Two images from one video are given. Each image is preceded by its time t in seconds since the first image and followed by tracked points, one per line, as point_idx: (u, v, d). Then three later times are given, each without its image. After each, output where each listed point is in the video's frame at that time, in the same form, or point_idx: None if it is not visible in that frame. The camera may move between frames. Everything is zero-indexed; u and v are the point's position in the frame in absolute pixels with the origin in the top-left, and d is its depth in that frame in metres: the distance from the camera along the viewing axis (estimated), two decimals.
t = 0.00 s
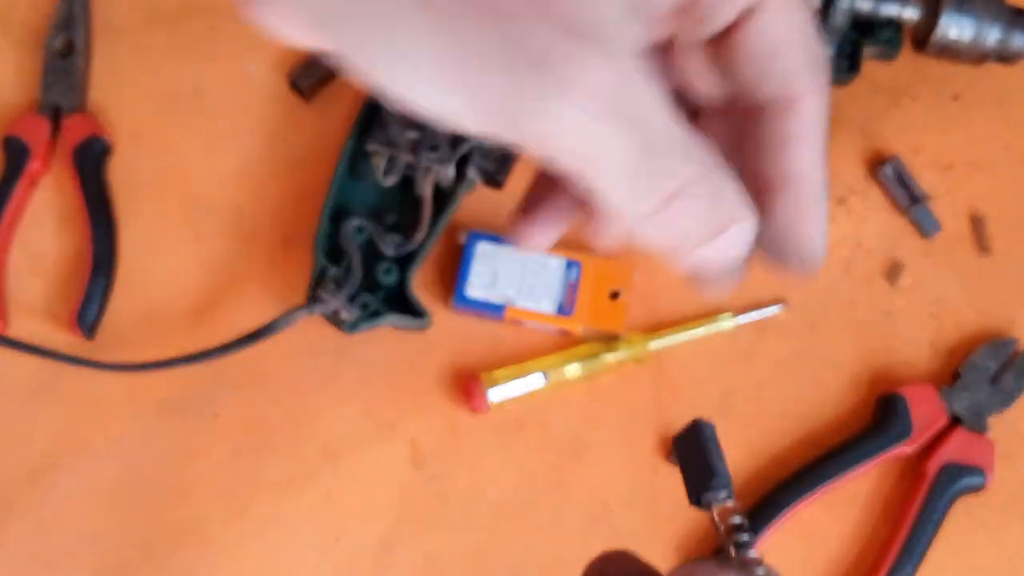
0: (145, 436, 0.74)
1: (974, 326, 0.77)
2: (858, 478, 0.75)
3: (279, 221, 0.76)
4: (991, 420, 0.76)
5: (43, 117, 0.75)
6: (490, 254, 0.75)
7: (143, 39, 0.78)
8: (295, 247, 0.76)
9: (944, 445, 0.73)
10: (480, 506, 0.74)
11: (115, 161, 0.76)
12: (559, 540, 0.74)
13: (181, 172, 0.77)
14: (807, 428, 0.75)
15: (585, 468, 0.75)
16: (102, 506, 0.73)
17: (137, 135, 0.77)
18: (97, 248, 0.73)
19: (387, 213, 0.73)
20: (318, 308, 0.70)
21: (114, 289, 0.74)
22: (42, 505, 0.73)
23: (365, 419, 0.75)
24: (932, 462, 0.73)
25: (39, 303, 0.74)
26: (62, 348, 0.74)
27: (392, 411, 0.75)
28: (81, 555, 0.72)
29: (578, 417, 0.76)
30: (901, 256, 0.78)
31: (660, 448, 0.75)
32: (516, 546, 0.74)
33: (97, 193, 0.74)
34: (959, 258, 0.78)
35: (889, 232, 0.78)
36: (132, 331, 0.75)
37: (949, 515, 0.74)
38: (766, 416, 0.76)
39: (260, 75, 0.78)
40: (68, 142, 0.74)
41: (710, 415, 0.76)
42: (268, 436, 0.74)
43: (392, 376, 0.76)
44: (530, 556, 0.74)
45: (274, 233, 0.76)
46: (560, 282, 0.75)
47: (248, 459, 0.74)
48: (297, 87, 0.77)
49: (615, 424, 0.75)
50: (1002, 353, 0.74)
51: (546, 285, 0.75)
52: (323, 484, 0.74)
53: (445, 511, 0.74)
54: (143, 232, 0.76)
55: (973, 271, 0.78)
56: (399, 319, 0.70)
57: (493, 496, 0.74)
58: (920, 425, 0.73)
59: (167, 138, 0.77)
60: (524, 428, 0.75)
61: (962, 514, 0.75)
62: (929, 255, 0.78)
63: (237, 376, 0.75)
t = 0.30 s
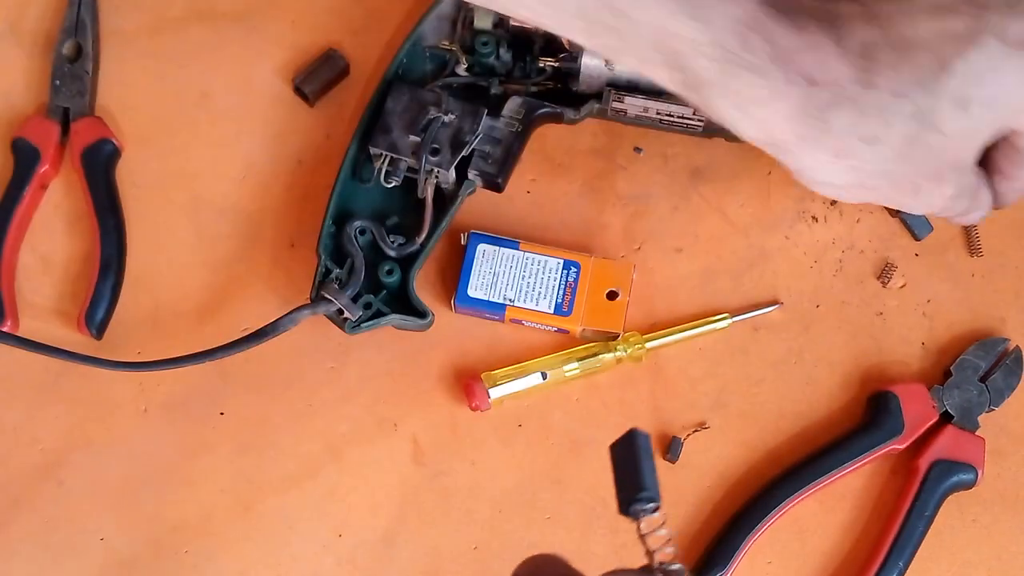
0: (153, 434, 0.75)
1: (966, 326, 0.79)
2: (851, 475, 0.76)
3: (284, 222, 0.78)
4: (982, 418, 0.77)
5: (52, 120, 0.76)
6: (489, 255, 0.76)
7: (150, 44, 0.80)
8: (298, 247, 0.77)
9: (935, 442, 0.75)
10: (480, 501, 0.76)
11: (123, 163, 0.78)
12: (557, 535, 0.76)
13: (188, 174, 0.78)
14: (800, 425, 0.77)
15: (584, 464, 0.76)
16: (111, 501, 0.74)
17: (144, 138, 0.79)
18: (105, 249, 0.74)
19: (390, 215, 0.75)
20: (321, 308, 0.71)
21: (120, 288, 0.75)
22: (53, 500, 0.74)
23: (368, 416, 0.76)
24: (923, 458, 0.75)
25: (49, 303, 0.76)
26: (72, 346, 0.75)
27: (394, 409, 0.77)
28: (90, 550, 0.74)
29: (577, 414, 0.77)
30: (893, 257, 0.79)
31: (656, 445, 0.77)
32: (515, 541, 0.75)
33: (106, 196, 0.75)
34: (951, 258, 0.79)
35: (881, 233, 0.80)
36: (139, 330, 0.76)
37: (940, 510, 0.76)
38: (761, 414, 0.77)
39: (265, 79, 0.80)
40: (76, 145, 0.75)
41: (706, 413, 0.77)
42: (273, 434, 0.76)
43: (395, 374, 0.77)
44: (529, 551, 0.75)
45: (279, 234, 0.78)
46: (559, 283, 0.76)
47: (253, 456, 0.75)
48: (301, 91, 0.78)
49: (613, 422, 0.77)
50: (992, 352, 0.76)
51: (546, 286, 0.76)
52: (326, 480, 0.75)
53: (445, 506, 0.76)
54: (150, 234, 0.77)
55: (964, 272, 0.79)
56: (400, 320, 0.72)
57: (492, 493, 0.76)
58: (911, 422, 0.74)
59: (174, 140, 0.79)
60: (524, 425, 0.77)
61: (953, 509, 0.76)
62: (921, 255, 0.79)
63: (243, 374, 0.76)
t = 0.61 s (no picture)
0: (154, 433, 0.76)
1: (963, 326, 0.79)
2: (849, 474, 0.77)
3: (285, 222, 0.78)
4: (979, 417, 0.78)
5: (54, 121, 0.76)
6: (489, 255, 0.77)
7: (152, 45, 0.80)
8: (299, 247, 0.78)
9: (933, 441, 0.75)
10: (479, 500, 0.76)
11: (125, 164, 0.79)
12: (557, 534, 0.76)
13: (189, 174, 0.79)
14: (799, 424, 0.77)
15: (583, 463, 0.77)
16: (112, 500, 0.75)
17: (146, 139, 0.79)
18: (108, 249, 0.74)
19: (391, 215, 0.75)
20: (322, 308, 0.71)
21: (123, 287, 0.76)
22: (55, 499, 0.75)
23: (368, 416, 0.77)
24: (920, 457, 0.75)
25: (51, 303, 0.76)
26: (74, 346, 0.76)
27: (394, 408, 0.77)
28: (92, 549, 0.74)
29: (576, 414, 0.77)
30: (891, 257, 0.80)
31: (655, 445, 0.77)
32: (515, 539, 0.76)
33: (108, 196, 0.75)
34: (948, 258, 0.80)
35: (879, 234, 0.80)
36: (140, 330, 0.76)
37: (937, 509, 0.76)
38: (759, 414, 0.78)
39: (266, 80, 0.80)
40: (79, 145, 0.76)
41: (704, 413, 0.78)
42: (274, 433, 0.76)
43: (395, 374, 0.78)
44: (528, 550, 0.76)
45: (280, 234, 0.78)
46: (559, 283, 0.77)
47: (255, 456, 0.76)
48: (302, 92, 0.79)
49: (612, 421, 0.77)
50: (989, 351, 0.76)
51: (546, 286, 0.76)
52: (327, 479, 0.76)
53: (445, 505, 0.76)
54: (153, 234, 0.78)
55: (961, 272, 0.80)
56: (401, 319, 0.72)
57: (492, 491, 0.76)
58: (909, 421, 0.75)
59: (175, 141, 0.79)
60: (523, 424, 0.77)
61: (950, 508, 0.77)
62: (918, 255, 0.80)
63: (244, 374, 0.77)
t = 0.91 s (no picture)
0: (154, 433, 0.76)
1: (963, 326, 0.79)
2: (849, 474, 0.77)
3: (285, 222, 0.78)
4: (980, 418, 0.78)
5: (54, 121, 0.76)
6: (489, 255, 0.77)
7: (151, 45, 0.80)
8: (300, 247, 0.78)
9: (934, 441, 0.75)
10: (479, 500, 0.76)
11: (125, 164, 0.78)
12: (556, 534, 0.76)
13: (189, 174, 0.79)
14: (799, 425, 0.77)
15: (583, 463, 0.77)
16: (112, 500, 0.75)
17: (146, 139, 0.79)
18: (107, 249, 0.74)
19: (391, 215, 0.75)
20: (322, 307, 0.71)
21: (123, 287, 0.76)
22: (55, 499, 0.75)
23: (368, 416, 0.77)
24: (921, 457, 0.75)
25: (51, 303, 0.76)
26: (74, 346, 0.75)
27: (394, 408, 0.77)
28: (91, 549, 0.74)
29: (576, 414, 0.78)
30: (891, 257, 0.80)
31: (656, 445, 0.77)
32: (514, 539, 0.76)
33: (108, 196, 0.75)
34: (948, 258, 0.80)
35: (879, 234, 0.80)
36: (141, 330, 0.76)
37: (938, 509, 0.76)
38: (760, 414, 0.78)
39: (266, 80, 0.80)
40: (79, 145, 0.76)
41: (704, 413, 0.78)
42: (274, 433, 0.76)
43: (395, 374, 0.78)
44: (529, 550, 0.76)
45: (280, 235, 0.78)
46: (559, 283, 0.77)
47: (255, 455, 0.76)
48: (302, 92, 0.79)
49: (612, 421, 0.77)
50: (989, 351, 0.76)
51: (546, 286, 0.76)
52: (327, 479, 0.76)
53: (445, 506, 0.76)
54: (153, 234, 0.78)
55: (961, 272, 0.80)
56: (401, 319, 0.72)
57: (492, 492, 0.76)
58: (909, 421, 0.75)
59: (175, 141, 0.79)
60: (523, 424, 0.77)
61: (951, 509, 0.77)
62: (918, 255, 0.80)
63: (244, 374, 0.77)
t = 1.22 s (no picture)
0: (155, 433, 0.76)
1: (963, 326, 0.79)
2: (849, 474, 0.77)
3: (285, 222, 0.78)
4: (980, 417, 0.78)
5: (54, 121, 0.76)
6: (489, 255, 0.77)
7: (152, 45, 0.80)
8: (300, 247, 0.78)
9: (933, 441, 0.75)
10: (479, 500, 0.76)
11: (125, 164, 0.78)
12: (556, 534, 0.76)
13: (189, 174, 0.79)
14: (799, 425, 0.77)
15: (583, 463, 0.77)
16: (112, 501, 0.75)
17: (146, 139, 0.79)
18: (107, 249, 0.74)
19: (390, 216, 0.75)
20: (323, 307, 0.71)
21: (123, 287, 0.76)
22: (54, 499, 0.75)
23: (369, 416, 0.77)
24: (921, 457, 0.75)
25: (52, 303, 0.76)
26: (74, 346, 0.75)
27: (394, 408, 0.77)
28: (90, 550, 0.74)
29: (576, 414, 0.78)
30: (891, 257, 0.80)
31: (655, 445, 0.77)
32: (514, 539, 0.76)
33: (108, 196, 0.75)
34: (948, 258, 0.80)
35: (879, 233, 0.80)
36: (141, 330, 0.76)
37: (938, 509, 0.76)
38: (760, 414, 0.78)
39: (266, 80, 0.80)
40: (79, 145, 0.76)
41: (705, 413, 0.78)
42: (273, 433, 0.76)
43: (395, 374, 0.78)
44: (528, 551, 0.76)
45: (281, 234, 0.78)
46: (559, 283, 0.77)
47: (255, 455, 0.76)
48: (302, 92, 0.79)
49: (612, 421, 0.77)
50: (989, 351, 0.76)
51: (546, 286, 0.76)
52: (327, 479, 0.76)
53: (445, 506, 0.76)
54: (152, 234, 0.78)
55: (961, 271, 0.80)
56: (401, 319, 0.72)
57: (492, 492, 0.76)
58: (909, 421, 0.75)
59: (176, 141, 0.79)
60: (523, 424, 0.77)
61: (951, 509, 0.77)
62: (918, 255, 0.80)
63: (244, 374, 0.77)
